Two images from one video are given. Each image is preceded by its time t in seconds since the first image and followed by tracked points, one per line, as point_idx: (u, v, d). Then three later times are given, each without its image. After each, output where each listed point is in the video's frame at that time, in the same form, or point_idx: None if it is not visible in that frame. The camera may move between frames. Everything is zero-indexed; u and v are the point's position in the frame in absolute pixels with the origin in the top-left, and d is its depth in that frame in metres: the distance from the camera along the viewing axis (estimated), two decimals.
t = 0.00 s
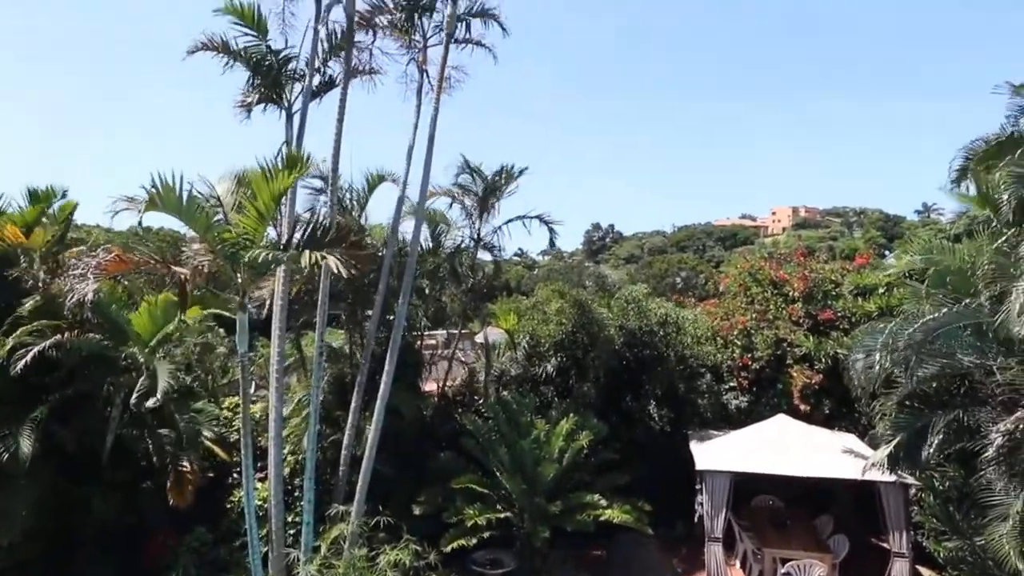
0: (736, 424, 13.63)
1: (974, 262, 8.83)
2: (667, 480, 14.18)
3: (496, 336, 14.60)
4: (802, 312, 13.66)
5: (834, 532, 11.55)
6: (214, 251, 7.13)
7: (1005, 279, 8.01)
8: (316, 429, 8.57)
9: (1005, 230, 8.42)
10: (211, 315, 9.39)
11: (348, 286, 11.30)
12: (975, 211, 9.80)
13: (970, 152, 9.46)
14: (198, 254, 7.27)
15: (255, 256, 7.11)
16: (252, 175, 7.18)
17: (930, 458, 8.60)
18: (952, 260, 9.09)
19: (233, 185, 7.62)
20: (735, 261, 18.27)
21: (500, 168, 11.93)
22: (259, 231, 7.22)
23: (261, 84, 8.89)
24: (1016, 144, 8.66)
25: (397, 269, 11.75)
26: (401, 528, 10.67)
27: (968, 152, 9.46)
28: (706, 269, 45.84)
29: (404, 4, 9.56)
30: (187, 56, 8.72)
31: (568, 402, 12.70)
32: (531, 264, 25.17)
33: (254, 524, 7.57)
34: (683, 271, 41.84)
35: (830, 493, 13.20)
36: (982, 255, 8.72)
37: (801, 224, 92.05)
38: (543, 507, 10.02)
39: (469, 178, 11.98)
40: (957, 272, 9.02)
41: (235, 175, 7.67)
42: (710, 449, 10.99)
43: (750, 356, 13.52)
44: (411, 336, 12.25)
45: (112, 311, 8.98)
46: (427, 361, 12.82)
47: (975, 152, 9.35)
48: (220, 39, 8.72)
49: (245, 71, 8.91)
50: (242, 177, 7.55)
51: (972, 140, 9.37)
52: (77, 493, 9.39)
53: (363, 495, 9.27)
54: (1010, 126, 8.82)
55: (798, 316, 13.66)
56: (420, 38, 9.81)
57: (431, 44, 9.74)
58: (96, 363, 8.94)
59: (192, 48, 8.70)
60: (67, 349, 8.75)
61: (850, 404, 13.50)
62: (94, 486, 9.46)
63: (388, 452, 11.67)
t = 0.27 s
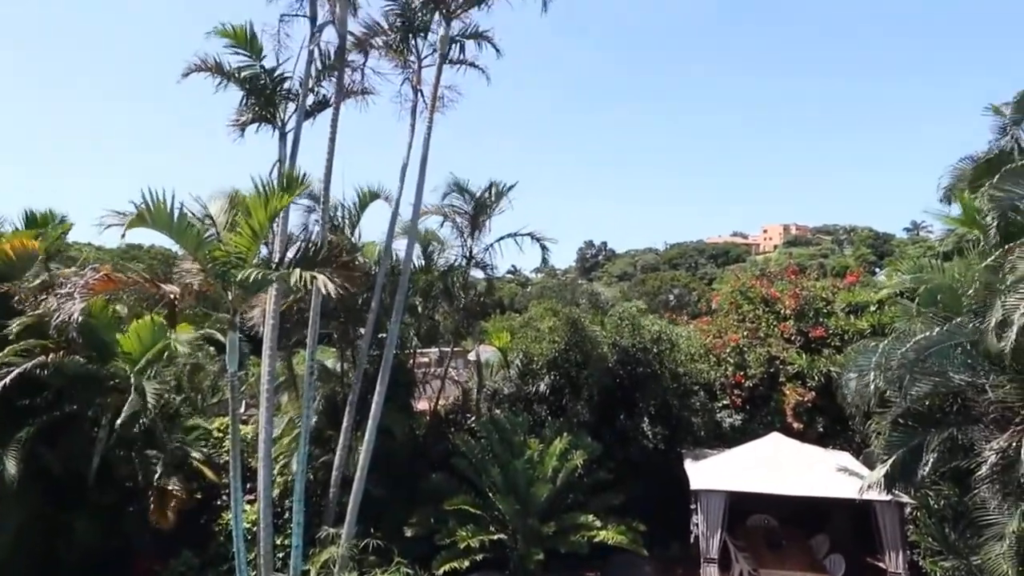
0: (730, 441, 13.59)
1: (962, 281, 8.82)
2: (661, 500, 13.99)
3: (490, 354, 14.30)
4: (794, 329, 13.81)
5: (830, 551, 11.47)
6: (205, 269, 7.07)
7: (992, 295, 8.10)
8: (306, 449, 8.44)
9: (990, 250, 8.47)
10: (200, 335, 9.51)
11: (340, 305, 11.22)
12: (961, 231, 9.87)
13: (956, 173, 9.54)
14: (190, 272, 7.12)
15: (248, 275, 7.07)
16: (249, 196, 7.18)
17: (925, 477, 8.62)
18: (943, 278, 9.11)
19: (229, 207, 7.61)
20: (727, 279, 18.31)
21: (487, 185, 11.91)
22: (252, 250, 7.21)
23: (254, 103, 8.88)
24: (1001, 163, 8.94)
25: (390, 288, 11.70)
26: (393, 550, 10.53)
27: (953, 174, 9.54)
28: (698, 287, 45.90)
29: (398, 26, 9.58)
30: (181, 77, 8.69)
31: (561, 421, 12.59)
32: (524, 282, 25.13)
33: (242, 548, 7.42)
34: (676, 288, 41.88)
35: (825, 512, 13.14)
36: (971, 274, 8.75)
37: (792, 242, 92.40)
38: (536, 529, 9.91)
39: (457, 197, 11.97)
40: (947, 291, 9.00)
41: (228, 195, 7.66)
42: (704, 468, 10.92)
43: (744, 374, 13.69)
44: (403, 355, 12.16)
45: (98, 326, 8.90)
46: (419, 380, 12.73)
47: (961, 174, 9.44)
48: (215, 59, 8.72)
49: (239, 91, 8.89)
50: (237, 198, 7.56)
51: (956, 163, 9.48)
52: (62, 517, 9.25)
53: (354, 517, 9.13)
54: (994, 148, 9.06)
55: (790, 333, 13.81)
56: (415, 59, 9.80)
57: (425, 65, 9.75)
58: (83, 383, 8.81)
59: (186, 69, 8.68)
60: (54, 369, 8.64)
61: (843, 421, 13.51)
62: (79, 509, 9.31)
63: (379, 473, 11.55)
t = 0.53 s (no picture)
0: (720, 459, 13.69)
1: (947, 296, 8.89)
2: (652, 518, 13.85)
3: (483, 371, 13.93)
4: (782, 345, 13.80)
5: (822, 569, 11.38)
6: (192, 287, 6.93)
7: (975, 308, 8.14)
8: (291, 469, 8.29)
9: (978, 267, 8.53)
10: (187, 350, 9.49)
11: (329, 322, 11.12)
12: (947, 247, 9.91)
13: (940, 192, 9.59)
14: (176, 291, 7.06)
15: (233, 292, 6.91)
16: (236, 213, 7.11)
17: (915, 494, 8.61)
18: (928, 294, 9.18)
19: (212, 224, 7.50)
20: (716, 295, 18.35)
21: (479, 201, 11.92)
22: (239, 267, 7.11)
23: (243, 119, 8.82)
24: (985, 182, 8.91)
25: (379, 306, 11.61)
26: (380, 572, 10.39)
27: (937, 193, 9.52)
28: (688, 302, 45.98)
29: (390, 44, 9.56)
30: (170, 93, 8.64)
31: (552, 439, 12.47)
32: (514, 297, 25.10)
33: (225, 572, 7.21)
34: (666, 304, 41.91)
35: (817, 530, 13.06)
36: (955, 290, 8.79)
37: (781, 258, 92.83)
38: (526, 549, 9.80)
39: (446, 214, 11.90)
40: (933, 307, 9.11)
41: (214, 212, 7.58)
42: (695, 486, 10.88)
43: (733, 391, 13.66)
44: (392, 373, 12.07)
45: (81, 345, 8.73)
46: (408, 398, 12.63)
47: (945, 192, 9.40)
48: (205, 76, 8.67)
49: (228, 108, 8.84)
50: (222, 215, 7.44)
51: (939, 182, 9.46)
52: (39, 540, 9.04)
53: (341, 538, 8.99)
54: (977, 166, 9.03)
55: (778, 349, 13.80)
56: (407, 78, 9.79)
57: (416, 83, 9.74)
58: (65, 402, 8.63)
59: (175, 86, 8.63)
60: (35, 389, 8.47)
61: (833, 438, 13.43)
62: (56, 531, 9.09)
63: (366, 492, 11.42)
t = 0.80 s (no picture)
0: (709, 474, 13.71)
1: (931, 311, 8.94)
2: (640, 536, 13.72)
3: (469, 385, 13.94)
4: (768, 360, 13.86)
5: None
6: (176, 302, 6.89)
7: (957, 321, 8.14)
8: (275, 487, 8.15)
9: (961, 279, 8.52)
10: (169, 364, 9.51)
11: (315, 337, 11.04)
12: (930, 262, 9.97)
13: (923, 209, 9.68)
14: (156, 307, 6.82)
15: (223, 308, 7.00)
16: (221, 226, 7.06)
17: (903, 510, 8.57)
18: (911, 310, 9.23)
19: (197, 237, 7.45)
20: (702, 310, 18.38)
21: (470, 216, 11.92)
22: (224, 281, 7.10)
23: (230, 134, 8.77)
24: (965, 201, 8.86)
25: (366, 322, 11.53)
26: None
27: (918, 211, 9.65)
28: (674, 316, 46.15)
29: (379, 61, 9.56)
30: (157, 106, 8.57)
31: (540, 455, 12.40)
32: (502, 312, 25.08)
33: None
34: (653, 319, 42.00)
35: (805, 545, 13.04)
36: (937, 305, 8.84)
37: (766, 273, 93.38)
38: (514, 567, 9.70)
39: (434, 229, 11.85)
40: (917, 322, 9.15)
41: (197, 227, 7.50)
42: (683, 501, 10.83)
43: (720, 406, 13.76)
44: (379, 389, 11.98)
45: (61, 360, 8.58)
46: (395, 414, 12.54)
47: (926, 211, 9.54)
48: (193, 90, 8.62)
49: (215, 122, 8.79)
50: (206, 228, 7.39)
51: (921, 201, 9.60)
52: (15, 562, 8.85)
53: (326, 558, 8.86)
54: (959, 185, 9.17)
55: (764, 364, 13.83)
56: (395, 94, 9.78)
57: (404, 100, 9.73)
58: (42, 420, 8.46)
59: (161, 99, 8.56)
60: (12, 405, 8.36)
61: (820, 453, 13.42)
62: (33, 553, 8.91)
63: (352, 510, 11.29)
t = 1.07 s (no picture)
0: (691, 487, 13.80)
1: (909, 325, 9.00)
2: (627, 545, 13.55)
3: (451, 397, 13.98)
4: (750, 372, 13.93)
5: None
6: (154, 316, 6.78)
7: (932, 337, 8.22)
8: (254, 503, 8.02)
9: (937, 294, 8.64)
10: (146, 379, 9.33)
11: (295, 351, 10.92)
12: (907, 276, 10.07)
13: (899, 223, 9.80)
14: (131, 321, 6.83)
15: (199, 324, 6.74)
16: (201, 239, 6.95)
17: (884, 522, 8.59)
18: (888, 323, 9.30)
19: (174, 248, 7.37)
20: (684, 322, 18.45)
21: (455, 228, 11.91)
22: (204, 294, 6.92)
23: (212, 145, 8.71)
24: (940, 217, 8.80)
25: (348, 336, 11.44)
26: None
27: (895, 226, 9.79)
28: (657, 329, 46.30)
29: (363, 74, 9.57)
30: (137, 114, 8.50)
31: (523, 469, 12.34)
32: (485, 324, 25.05)
33: None
34: (636, 331, 42.14)
35: (787, 557, 13.08)
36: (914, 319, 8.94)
37: (747, 285, 94.17)
38: None
39: (421, 240, 11.91)
40: (896, 335, 9.18)
41: (176, 239, 7.42)
42: (666, 515, 10.82)
43: (702, 418, 13.79)
44: (360, 403, 11.89)
45: (33, 374, 8.41)
46: (376, 429, 12.47)
47: (903, 225, 9.65)
48: (174, 100, 8.53)
49: (197, 132, 8.73)
50: (184, 240, 7.34)
51: (897, 215, 9.73)
52: None
53: None
54: (935, 201, 9.27)
55: (746, 377, 13.91)
56: (379, 107, 9.78)
57: (388, 113, 9.73)
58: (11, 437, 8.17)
59: (143, 109, 8.49)
60: None
61: (801, 465, 13.49)
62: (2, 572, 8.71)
63: (332, 526, 11.17)
